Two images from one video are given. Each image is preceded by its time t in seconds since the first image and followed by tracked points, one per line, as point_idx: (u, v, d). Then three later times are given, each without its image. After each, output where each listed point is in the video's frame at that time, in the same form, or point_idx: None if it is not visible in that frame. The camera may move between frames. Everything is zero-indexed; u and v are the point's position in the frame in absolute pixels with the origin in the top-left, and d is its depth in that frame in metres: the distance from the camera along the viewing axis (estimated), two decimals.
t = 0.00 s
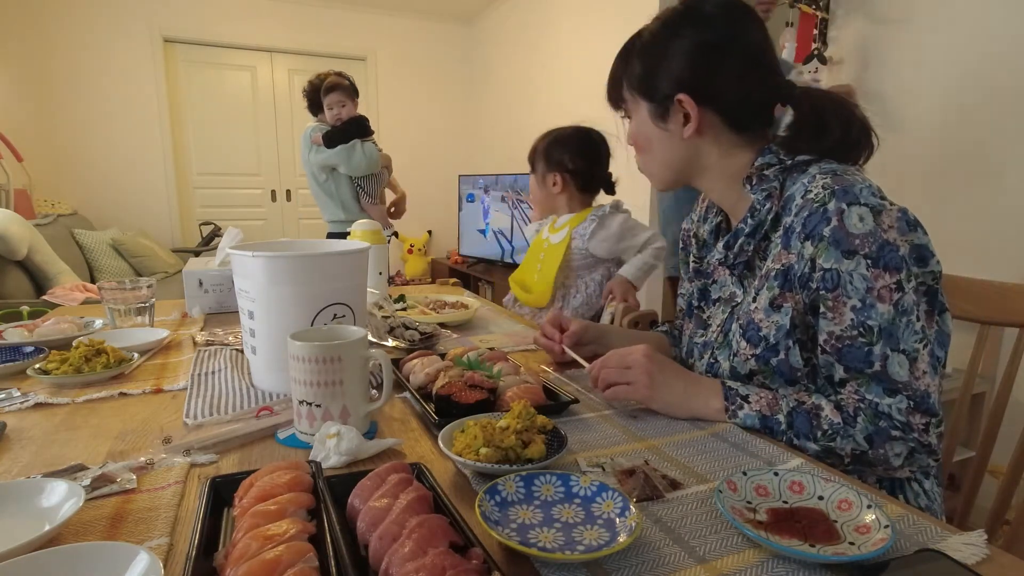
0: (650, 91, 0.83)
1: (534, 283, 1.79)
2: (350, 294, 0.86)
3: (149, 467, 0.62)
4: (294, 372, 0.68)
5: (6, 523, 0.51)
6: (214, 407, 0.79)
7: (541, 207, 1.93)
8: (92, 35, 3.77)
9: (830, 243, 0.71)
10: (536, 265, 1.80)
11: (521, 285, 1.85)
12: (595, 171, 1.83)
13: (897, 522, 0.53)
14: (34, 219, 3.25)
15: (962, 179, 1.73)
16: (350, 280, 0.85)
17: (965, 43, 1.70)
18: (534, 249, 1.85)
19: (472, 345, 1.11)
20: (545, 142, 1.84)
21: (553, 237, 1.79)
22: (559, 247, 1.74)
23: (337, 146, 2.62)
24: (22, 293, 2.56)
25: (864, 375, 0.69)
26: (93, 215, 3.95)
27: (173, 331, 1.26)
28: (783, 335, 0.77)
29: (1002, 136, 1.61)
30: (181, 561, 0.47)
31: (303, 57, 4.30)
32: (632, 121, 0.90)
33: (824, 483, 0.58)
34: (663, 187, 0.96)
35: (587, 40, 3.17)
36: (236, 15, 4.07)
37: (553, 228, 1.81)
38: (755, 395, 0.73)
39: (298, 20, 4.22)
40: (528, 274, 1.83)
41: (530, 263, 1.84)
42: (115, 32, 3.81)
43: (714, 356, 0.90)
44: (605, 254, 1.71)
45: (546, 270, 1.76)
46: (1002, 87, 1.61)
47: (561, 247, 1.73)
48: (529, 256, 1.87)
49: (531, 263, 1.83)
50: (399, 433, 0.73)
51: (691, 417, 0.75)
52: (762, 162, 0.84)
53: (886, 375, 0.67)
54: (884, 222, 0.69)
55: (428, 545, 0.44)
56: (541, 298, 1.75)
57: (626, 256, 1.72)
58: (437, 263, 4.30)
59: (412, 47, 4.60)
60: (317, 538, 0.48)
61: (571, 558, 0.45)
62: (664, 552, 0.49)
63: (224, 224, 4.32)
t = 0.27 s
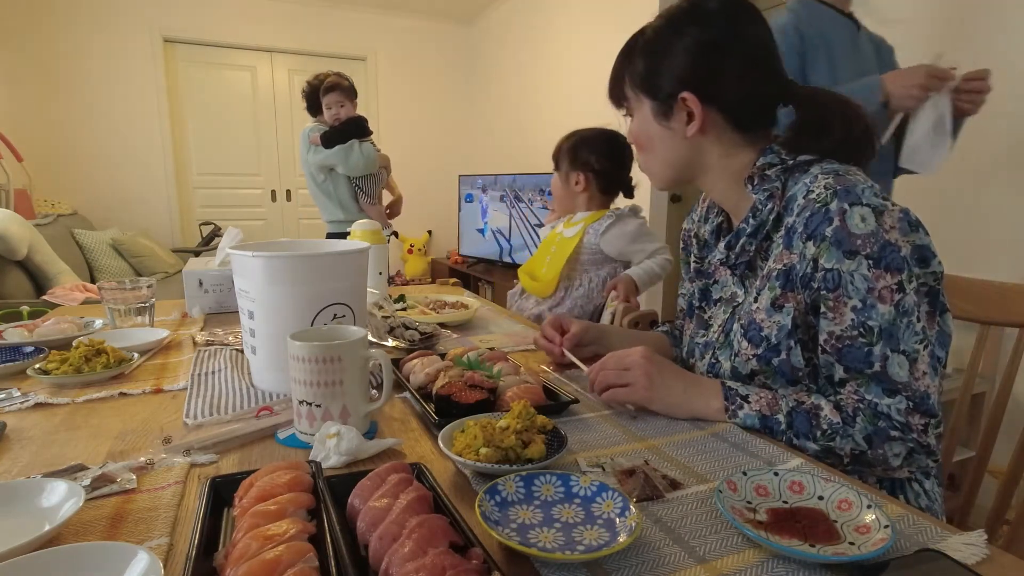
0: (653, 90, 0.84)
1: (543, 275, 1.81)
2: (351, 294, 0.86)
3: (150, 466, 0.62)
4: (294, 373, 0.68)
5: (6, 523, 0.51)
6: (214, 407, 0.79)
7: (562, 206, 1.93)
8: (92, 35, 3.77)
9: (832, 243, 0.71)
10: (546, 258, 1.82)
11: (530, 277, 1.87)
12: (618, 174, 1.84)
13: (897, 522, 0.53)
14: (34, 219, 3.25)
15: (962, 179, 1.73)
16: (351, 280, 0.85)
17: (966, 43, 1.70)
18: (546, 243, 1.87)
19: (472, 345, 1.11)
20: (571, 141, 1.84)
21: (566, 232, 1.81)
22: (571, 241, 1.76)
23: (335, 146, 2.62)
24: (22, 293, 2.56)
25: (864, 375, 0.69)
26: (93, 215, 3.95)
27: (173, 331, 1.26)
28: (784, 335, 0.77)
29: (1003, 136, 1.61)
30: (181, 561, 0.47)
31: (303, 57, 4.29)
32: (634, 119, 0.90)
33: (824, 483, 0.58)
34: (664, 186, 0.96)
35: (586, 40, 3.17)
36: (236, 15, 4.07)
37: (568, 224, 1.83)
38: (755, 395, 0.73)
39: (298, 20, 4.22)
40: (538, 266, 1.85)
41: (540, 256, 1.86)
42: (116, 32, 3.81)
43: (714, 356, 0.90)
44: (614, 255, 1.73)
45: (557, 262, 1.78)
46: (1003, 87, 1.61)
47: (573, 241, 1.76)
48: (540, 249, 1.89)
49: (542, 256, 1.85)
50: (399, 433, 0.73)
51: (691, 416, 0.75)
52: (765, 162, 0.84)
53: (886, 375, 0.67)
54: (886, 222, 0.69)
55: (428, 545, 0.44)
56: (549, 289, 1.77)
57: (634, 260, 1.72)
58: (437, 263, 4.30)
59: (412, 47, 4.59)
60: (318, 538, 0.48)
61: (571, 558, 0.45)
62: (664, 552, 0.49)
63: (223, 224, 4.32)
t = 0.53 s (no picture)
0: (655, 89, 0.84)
1: (542, 272, 1.82)
2: (351, 295, 0.86)
3: (150, 467, 0.62)
4: (294, 372, 0.68)
5: (6, 523, 0.51)
6: (213, 407, 0.79)
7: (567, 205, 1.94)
8: (92, 35, 3.77)
9: (832, 243, 0.71)
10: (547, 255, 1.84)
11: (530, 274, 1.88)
12: (621, 176, 1.84)
13: (897, 522, 0.52)
14: (34, 219, 3.25)
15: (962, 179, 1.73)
16: (351, 280, 0.85)
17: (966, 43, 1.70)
18: (547, 241, 1.88)
19: (472, 345, 1.11)
20: (580, 138, 1.85)
21: (568, 230, 1.82)
22: (572, 239, 1.77)
23: (334, 147, 2.62)
24: (22, 293, 2.56)
25: (864, 375, 0.69)
26: (93, 215, 3.95)
27: (173, 331, 1.26)
28: (784, 335, 0.77)
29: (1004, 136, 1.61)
30: (181, 561, 0.47)
31: (303, 57, 4.30)
32: (636, 118, 0.90)
33: (824, 483, 0.58)
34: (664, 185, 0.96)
35: (586, 40, 3.17)
36: (236, 15, 4.07)
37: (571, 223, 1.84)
38: (755, 395, 0.73)
39: (298, 20, 4.22)
40: (538, 263, 1.86)
41: (541, 253, 1.87)
42: (116, 33, 3.82)
43: (715, 356, 0.90)
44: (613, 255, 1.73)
45: (556, 259, 1.79)
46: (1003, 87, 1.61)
47: (574, 238, 1.77)
48: (542, 247, 1.90)
49: (543, 254, 1.87)
50: (399, 433, 0.73)
51: (691, 416, 0.75)
52: (766, 162, 0.84)
53: (886, 375, 0.67)
54: (886, 222, 0.69)
55: (428, 545, 0.44)
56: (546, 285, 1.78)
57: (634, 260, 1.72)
58: (437, 263, 4.30)
59: (412, 47, 4.60)
60: (317, 538, 0.48)
61: (571, 558, 0.45)
62: (664, 552, 0.49)
63: (223, 224, 4.32)
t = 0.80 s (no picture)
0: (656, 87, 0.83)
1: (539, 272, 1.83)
2: (351, 294, 0.86)
3: (149, 467, 0.62)
4: (294, 372, 0.68)
5: (6, 523, 0.51)
6: (213, 407, 0.78)
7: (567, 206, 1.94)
8: (93, 35, 3.78)
9: (833, 243, 0.71)
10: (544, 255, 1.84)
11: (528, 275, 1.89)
12: (620, 178, 1.84)
13: (897, 522, 0.52)
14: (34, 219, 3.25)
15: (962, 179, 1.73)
16: (351, 279, 0.85)
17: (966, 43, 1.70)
18: (546, 242, 1.89)
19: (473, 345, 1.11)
20: (579, 142, 1.85)
21: (566, 231, 1.83)
22: (569, 240, 1.78)
23: (333, 147, 2.62)
24: (22, 293, 2.56)
25: (865, 375, 0.69)
26: (93, 215, 3.95)
27: (173, 331, 1.26)
28: (785, 335, 0.77)
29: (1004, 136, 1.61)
30: (181, 561, 0.47)
31: (303, 57, 4.30)
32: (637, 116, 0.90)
33: (824, 483, 0.58)
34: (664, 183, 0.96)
35: (587, 40, 3.17)
36: (236, 15, 4.07)
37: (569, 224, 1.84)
38: (756, 395, 0.73)
39: (298, 20, 4.22)
40: (536, 263, 1.87)
41: (540, 254, 1.88)
42: (116, 33, 3.82)
43: (715, 356, 0.91)
44: (609, 257, 1.73)
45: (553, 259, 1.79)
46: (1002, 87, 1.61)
47: (570, 239, 1.77)
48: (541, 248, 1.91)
49: (541, 254, 1.87)
50: (399, 433, 0.73)
51: (691, 416, 0.75)
52: (767, 161, 0.84)
53: (886, 375, 0.67)
54: (887, 222, 0.69)
55: (428, 545, 0.44)
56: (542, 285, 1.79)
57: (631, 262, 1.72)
58: (437, 263, 4.30)
59: (412, 47, 4.60)
60: (317, 538, 0.48)
61: (572, 558, 0.45)
62: (664, 552, 0.49)
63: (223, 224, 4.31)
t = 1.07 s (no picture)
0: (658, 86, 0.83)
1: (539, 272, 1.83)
2: (351, 294, 0.86)
3: (150, 467, 0.62)
4: (294, 372, 0.68)
5: (6, 523, 0.51)
6: (213, 407, 0.78)
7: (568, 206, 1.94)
8: (93, 35, 3.78)
9: (834, 243, 0.71)
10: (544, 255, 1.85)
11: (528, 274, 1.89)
12: (620, 179, 1.84)
13: (896, 522, 0.53)
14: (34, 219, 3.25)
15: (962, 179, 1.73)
16: (351, 279, 0.85)
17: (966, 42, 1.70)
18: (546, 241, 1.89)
19: (473, 345, 1.11)
20: (579, 143, 1.84)
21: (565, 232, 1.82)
22: (569, 240, 1.78)
23: (333, 147, 2.62)
24: (22, 293, 2.56)
25: (865, 375, 0.69)
26: (93, 215, 3.95)
27: (173, 331, 1.26)
28: (785, 335, 0.77)
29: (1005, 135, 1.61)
30: (181, 561, 0.47)
31: (304, 57, 4.30)
32: (639, 115, 0.89)
33: (824, 483, 0.58)
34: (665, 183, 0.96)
35: (587, 40, 3.17)
36: (237, 15, 4.07)
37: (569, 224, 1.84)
38: (756, 395, 0.73)
39: (298, 20, 4.22)
40: (536, 262, 1.88)
41: (539, 253, 1.88)
42: (116, 33, 3.81)
43: (715, 356, 0.91)
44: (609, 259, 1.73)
45: (552, 259, 1.80)
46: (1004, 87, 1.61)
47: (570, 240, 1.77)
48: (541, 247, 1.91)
49: (541, 254, 1.87)
50: (399, 433, 0.73)
51: (691, 416, 0.75)
52: (767, 161, 0.84)
53: (886, 375, 0.67)
54: (887, 222, 0.69)
55: (428, 545, 0.44)
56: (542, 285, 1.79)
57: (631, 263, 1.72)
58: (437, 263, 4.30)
59: (412, 47, 4.60)
60: (317, 538, 0.48)
61: (572, 558, 0.45)
62: (664, 552, 0.49)
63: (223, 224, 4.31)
